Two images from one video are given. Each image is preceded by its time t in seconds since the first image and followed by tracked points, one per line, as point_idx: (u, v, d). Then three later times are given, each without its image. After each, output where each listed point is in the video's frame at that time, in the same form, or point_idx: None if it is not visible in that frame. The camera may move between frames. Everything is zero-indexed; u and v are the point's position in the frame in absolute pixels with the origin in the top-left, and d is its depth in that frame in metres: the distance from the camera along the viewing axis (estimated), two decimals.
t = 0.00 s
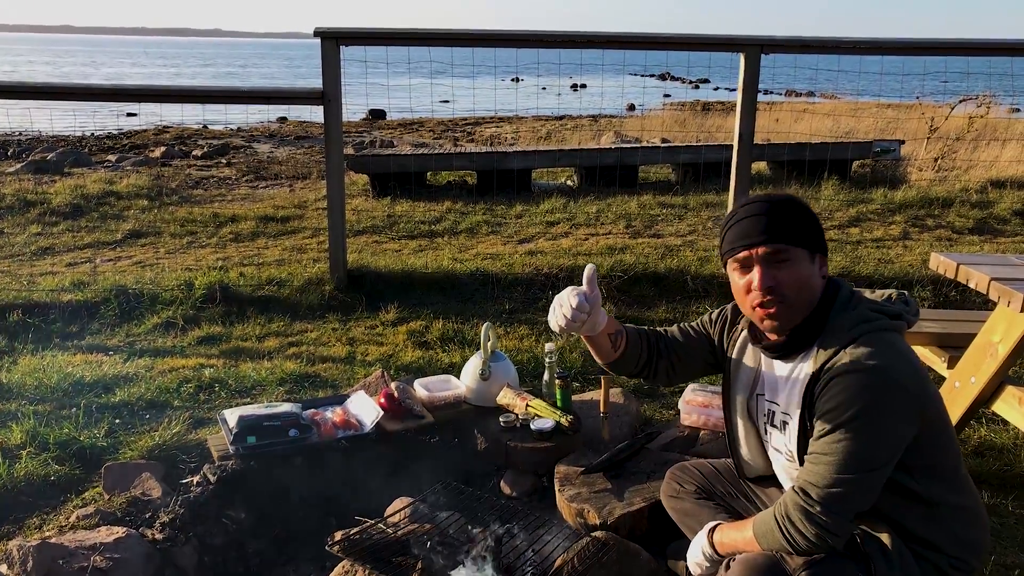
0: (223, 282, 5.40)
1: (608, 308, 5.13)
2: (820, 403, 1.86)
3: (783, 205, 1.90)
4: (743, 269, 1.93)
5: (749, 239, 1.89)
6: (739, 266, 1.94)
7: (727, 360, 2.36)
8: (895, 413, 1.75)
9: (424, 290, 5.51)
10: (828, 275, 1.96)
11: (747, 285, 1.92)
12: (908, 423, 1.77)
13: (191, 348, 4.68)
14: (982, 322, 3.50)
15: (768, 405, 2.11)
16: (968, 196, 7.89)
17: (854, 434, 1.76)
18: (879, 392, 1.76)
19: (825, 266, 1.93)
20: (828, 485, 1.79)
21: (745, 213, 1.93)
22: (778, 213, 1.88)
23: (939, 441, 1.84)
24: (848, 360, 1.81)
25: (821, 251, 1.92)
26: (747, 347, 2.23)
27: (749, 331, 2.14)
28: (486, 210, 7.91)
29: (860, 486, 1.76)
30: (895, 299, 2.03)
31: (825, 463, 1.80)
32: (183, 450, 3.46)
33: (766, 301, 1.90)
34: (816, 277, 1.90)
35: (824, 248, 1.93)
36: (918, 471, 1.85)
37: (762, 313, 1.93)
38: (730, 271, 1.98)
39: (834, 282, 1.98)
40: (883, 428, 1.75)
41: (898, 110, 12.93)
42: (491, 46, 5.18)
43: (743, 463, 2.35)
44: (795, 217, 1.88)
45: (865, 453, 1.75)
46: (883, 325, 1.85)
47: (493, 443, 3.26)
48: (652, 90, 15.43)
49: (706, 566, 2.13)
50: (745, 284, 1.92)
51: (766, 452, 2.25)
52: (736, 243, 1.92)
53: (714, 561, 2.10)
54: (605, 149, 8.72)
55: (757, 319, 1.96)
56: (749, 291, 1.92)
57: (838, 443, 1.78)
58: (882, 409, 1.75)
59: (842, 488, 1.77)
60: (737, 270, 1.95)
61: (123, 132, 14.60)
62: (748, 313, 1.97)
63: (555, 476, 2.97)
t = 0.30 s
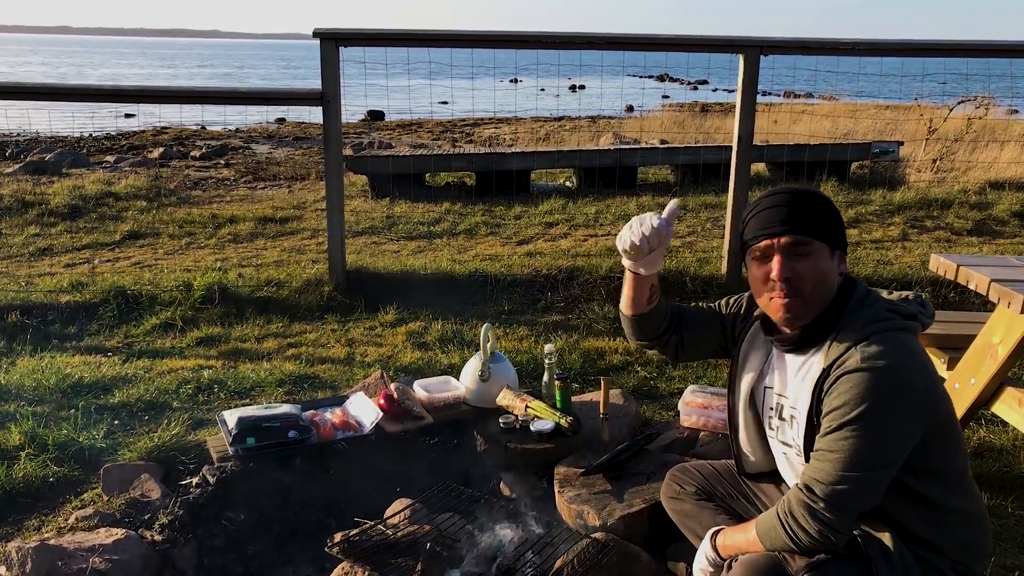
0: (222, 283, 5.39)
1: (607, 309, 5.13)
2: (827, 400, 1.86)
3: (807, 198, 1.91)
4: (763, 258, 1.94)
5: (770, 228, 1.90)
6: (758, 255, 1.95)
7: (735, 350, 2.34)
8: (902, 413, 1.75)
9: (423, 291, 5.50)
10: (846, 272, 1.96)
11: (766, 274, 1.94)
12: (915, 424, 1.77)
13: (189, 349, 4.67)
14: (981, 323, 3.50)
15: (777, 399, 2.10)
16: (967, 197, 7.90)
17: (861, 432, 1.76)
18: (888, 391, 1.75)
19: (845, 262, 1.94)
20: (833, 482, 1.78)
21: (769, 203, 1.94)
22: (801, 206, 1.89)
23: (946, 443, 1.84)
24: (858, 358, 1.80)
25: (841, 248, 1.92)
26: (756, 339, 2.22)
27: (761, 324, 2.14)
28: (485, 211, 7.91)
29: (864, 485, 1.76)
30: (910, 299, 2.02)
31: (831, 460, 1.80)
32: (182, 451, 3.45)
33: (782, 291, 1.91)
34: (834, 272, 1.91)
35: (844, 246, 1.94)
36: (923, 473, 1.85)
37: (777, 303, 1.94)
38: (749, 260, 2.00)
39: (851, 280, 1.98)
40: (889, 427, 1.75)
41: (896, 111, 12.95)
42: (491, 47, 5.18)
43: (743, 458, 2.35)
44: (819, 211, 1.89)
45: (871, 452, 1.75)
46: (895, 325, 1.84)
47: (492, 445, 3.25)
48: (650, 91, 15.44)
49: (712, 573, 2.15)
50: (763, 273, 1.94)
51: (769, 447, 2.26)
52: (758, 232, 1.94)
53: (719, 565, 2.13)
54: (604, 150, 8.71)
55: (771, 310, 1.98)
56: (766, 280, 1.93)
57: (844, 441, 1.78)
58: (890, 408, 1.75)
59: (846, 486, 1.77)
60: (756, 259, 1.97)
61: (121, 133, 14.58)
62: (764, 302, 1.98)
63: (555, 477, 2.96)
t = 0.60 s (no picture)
0: (220, 284, 5.38)
1: (606, 310, 5.13)
2: (842, 389, 1.84)
3: (811, 200, 1.91)
4: (759, 257, 1.97)
5: (766, 229, 1.93)
6: (756, 254, 1.98)
7: (739, 356, 2.35)
8: (921, 399, 1.75)
9: (423, 292, 5.50)
10: (848, 275, 1.95)
11: (758, 274, 1.97)
12: (930, 413, 1.77)
13: (187, 351, 4.67)
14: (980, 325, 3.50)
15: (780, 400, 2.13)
16: (965, 199, 7.91)
17: (884, 418, 1.74)
18: (906, 377, 1.75)
19: (846, 267, 1.93)
20: (859, 470, 1.75)
21: (770, 204, 1.95)
22: (800, 208, 1.90)
23: (951, 441, 1.85)
24: (870, 347, 1.80)
25: (843, 254, 1.91)
26: (763, 339, 2.25)
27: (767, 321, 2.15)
28: (483, 212, 7.92)
29: (890, 470, 1.73)
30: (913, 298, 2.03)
31: (854, 447, 1.77)
32: (180, 453, 3.45)
33: (770, 292, 1.95)
34: (831, 277, 1.91)
35: (849, 251, 1.93)
36: (925, 470, 1.85)
37: (768, 304, 1.97)
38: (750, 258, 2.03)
39: (858, 281, 1.97)
40: (911, 413, 1.74)
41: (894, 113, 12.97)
42: (489, 48, 5.18)
43: (743, 460, 2.39)
44: (820, 214, 1.88)
45: (896, 436, 1.73)
46: (903, 318, 1.85)
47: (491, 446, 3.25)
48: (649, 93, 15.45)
49: (713, 556, 2.08)
50: (756, 274, 1.98)
51: (771, 450, 2.28)
52: (755, 232, 1.96)
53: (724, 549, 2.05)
54: (602, 151, 8.72)
55: (764, 310, 2.01)
56: (758, 280, 1.97)
57: (868, 426, 1.75)
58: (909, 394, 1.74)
59: (874, 472, 1.73)
60: (754, 258, 2.00)
61: (119, 134, 14.57)
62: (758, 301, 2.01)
63: (554, 479, 2.96)
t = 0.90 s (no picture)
0: (218, 285, 5.38)
1: (604, 312, 5.13)
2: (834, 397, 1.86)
3: (794, 207, 1.91)
4: (744, 267, 1.96)
5: (751, 237, 1.92)
6: (741, 264, 1.97)
7: (727, 370, 2.35)
8: (912, 404, 1.77)
9: (420, 294, 5.49)
10: (832, 281, 1.96)
11: (745, 283, 1.95)
12: (921, 415, 1.79)
13: (185, 352, 4.66)
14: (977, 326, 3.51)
15: (767, 410, 2.13)
16: (962, 201, 7.92)
17: (875, 424, 1.76)
18: (896, 382, 1.77)
19: (830, 273, 1.93)
20: (854, 477, 1.77)
21: (752, 213, 1.95)
22: (783, 216, 1.90)
23: (944, 440, 1.87)
24: (860, 353, 1.82)
25: (828, 259, 1.92)
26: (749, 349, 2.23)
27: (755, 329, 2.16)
28: (482, 213, 7.92)
29: (885, 476, 1.75)
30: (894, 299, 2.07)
31: (848, 455, 1.79)
32: (178, 454, 3.44)
33: (760, 300, 1.93)
34: (817, 283, 1.91)
35: (832, 257, 1.93)
36: (920, 470, 1.87)
37: (758, 313, 1.96)
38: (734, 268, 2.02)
39: (840, 286, 1.99)
40: (903, 417, 1.76)
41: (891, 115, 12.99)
42: (487, 50, 5.18)
43: (739, 467, 2.38)
44: (803, 221, 1.89)
45: (889, 443, 1.75)
46: (889, 322, 1.88)
47: (489, 447, 3.25)
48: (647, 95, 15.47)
49: None
50: (743, 283, 1.96)
51: (768, 457, 2.27)
52: (740, 240, 1.95)
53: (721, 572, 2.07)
54: (600, 152, 8.73)
55: (753, 320, 1.99)
56: (744, 289, 1.95)
57: (860, 434, 1.78)
58: (901, 398, 1.76)
59: (868, 479, 1.75)
60: (739, 267, 1.99)
61: (117, 135, 14.55)
62: (746, 310, 2.00)
63: (553, 480, 2.97)
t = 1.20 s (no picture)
0: (216, 287, 5.37)
1: (602, 313, 5.13)
2: (822, 396, 1.87)
3: (781, 210, 1.96)
4: (740, 272, 1.96)
5: (748, 239, 1.93)
6: (735, 268, 1.97)
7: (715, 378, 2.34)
8: (900, 401, 1.77)
9: (418, 296, 5.49)
10: (818, 282, 2.01)
11: (744, 286, 1.95)
12: (910, 413, 1.79)
13: (183, 353, 4.66)
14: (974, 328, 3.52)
15: (761, 418, 2.10)
16: (960, 203, 7.94)
17: (863, 422, 1.77)
18: (884, 379, 1.78)
19: (816, 274, 1.99)
20: (843, 475, 1.77)
21: (742, 216, 1.97)
22: (774, 217, 1.94)
23: (933, 437, 1.88)
24: (848, 352, 1.83)
25: (814, 259, 1.98)
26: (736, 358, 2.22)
27: (741, 340, 2.15)
28: (480, 215, 7.92)
29: (873, 473, 1.76)
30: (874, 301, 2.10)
31: (837, 454, 1.79)
32: (176, 456, 3.44)
33: (761, 302, 1.92)
34: (809, 282, 1.95)
35: (816, 257, 1.99)
36: (911, 468, 1.87)
37: (758, 316, 1.94)
38: (725, 275, 2.01)
39: (821, 289, 2.03)
40: (891, 415, 1.76)
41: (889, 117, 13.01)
42: (486, 52, 5.19)
43: (734, 473, 2.38)
44: (792, 222, 1.94)
45: (877, 441, 1.76)
46: (874, 320, 1.89)
47: (487, 449, 3.25)
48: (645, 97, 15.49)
49: None
50: (741, 286, 1.95)
51: (761, 463, 2.28)
52: (734, 245, 1.96)
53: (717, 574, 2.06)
54: (598, 154, 8.74)
55: (750, 325, 1.98)
56: (746, 292, 1.94)
57: (848, 432, 1.78)
58: (889, 396, 1.77)
59: (857, 477, 1.76)
60: (732, 273, 1.98)
61: (115, 135, 14.53)
62: (743, 317, 1.98)
63: (550, 481, 2.97)
